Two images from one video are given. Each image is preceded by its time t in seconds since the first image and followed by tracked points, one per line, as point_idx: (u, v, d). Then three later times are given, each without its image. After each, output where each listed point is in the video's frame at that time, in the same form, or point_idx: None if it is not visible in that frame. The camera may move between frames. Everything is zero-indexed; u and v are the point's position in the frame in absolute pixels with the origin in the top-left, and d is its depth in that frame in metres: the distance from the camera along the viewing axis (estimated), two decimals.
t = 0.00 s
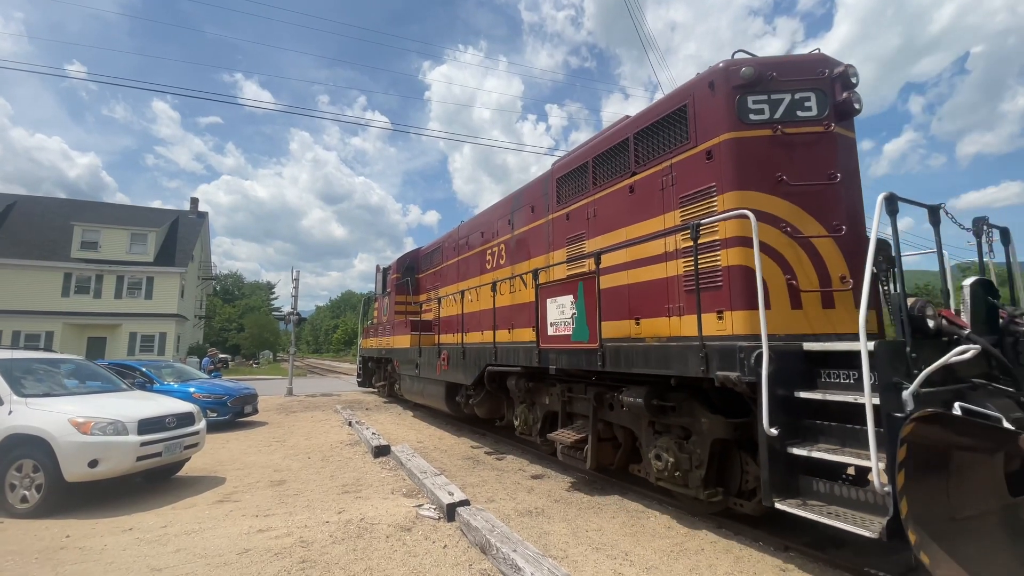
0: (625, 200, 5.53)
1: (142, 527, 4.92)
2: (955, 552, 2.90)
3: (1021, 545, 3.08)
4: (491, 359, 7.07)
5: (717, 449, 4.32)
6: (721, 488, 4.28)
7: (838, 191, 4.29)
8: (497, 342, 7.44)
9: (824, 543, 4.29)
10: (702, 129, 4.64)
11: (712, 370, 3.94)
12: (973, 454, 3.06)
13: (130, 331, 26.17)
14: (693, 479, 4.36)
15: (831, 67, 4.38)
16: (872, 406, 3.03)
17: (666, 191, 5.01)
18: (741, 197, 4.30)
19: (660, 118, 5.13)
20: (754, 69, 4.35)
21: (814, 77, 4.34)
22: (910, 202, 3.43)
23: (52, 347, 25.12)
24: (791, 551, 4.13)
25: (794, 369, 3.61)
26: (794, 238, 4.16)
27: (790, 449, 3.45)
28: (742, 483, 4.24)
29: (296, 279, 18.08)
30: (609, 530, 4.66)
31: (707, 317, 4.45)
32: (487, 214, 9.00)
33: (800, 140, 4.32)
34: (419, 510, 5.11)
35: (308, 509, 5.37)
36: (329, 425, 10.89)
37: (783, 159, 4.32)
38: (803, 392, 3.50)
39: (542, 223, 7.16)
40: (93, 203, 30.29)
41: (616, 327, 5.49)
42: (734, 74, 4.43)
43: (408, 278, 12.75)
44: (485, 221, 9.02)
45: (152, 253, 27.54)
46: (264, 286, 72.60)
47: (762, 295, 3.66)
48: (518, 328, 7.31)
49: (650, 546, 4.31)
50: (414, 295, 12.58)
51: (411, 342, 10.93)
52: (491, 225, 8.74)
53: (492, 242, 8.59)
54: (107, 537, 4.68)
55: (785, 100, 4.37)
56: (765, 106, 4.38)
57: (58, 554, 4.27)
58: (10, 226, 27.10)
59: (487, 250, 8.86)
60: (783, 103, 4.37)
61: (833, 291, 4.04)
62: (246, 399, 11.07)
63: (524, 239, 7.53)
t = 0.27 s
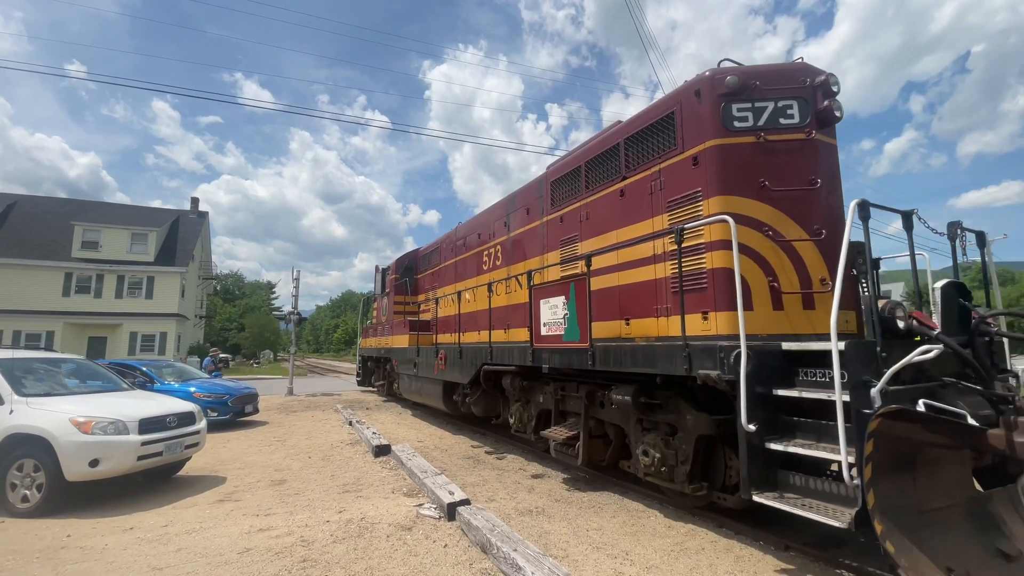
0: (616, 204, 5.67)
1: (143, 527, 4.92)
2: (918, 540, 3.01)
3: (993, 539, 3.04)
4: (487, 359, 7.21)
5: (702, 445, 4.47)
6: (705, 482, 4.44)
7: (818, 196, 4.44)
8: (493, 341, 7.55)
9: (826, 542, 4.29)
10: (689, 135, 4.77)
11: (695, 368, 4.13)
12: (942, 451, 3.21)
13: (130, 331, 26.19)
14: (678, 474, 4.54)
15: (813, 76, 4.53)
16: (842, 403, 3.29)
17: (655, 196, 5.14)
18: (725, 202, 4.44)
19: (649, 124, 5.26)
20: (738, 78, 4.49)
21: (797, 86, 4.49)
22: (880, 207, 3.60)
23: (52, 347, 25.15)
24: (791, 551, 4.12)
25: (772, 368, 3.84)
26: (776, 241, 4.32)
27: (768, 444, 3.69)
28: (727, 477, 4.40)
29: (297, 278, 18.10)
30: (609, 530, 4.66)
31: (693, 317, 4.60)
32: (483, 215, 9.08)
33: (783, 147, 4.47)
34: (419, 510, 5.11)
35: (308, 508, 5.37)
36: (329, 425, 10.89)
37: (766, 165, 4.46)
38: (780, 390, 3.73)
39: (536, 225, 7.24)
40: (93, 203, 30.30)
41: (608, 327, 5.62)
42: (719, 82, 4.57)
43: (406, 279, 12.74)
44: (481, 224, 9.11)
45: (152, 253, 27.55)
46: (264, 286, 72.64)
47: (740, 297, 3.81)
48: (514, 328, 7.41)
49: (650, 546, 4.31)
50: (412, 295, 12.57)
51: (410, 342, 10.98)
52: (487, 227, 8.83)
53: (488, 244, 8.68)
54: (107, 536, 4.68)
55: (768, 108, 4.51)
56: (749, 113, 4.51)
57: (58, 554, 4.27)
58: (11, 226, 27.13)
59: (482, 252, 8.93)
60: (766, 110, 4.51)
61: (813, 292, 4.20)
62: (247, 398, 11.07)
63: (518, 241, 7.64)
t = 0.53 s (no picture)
0: (606, 207, 5.80)
1: (143, 527, 4.92)
2: (885, 530, 3.14)
3: (961, 531, 3.33)
4: (483, 359, 7.43)
5: (686, 441, 4.62)
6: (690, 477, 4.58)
7: (801, 202, 4.55)
8: (488, 341, 7.69)
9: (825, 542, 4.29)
10: (676, 142, 4.93)
11: (678, 368, 4.34)
12: (912, 446, 3.34)
13: (131, 331, 26.20)
14: (664, 469, 4.67)
15: (795, 85, 4.69)
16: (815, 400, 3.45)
17: (643, 200, 5.29)
18: (710, 207, 4.58)
19: (639, 130, 5.42)
20: (723, 86, 4.65)
21: (779, 95, 4.66)
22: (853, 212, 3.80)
23: (53, 347, 25.17)
24: (791, 551, 4.12)
25: (751, 368, 4.02)
26: (758, 245, 4.44)
27: (746, 440, 3.84)
28: (710, 472, 4.53)
29: (297, 278, 18.11)
30: (610, 530, 4.66)
31: (678, 318, 4.73)
32: (478, 218, 9.20)
33: (767, 153, 4.60)
34: (420, 510, 5.10)
35: (309, 508, 5.37)
36: (329, 424, 10.90)
37: (749, 171, 4.60)
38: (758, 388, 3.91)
39: (530, 228, 7.36)
40: (93, 202, 30.30)
41: (599, 328, 5.71)
42: (705, 91, 4.73)
43: (405, 278, 12.73)
44: (476, 226, 9.23)
45: (153, 252, 27.55)
46: (265, 286, 72.66)
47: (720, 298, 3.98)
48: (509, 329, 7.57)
49: (650, 545, 4.31)
50: (410, 295, 12.56)
51: (408, 342, 11.07)
52: (482, 229, 8.93)
53: (483, 246, 8.77)
54: (108, 536, 4.68)
55: (752, 116, 4.67)
56: (733, 121, 4.68)
57: (59, 554, 4.27)
58: (12, 226, 27.15)
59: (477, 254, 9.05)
60: (750, 118, 4.67)
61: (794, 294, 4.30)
62: (247, 398, 11.07)
63: (513, 243, 7.74)
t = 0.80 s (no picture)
0: (597, 211, 6.00)
1: (143, 526, 4.92)
2: (853, 520, 3.37)
3: (928, 523, 3.58)
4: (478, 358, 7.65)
5: (671, 437, 4.79)
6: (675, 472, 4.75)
7: (781, 207, 4.77)
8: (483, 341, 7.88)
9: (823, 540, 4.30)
10: (663, 148, 5.14)
11: (662, 366, 4.54)
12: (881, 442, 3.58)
13: (130, 330, 26.20)
14: (650, 464, 4.85)
15: (777, 94, 4.90)
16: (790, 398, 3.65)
17: (632, 204, 5.49)
18: (694, 212, 4.80)
19: (628, 136, 5.63)
20: (708, 95, 4.85)
21: (761, 104, 4.85)
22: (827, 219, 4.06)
23: (52, 347, 25.17)
24: (792, 550, 4.11)
25: (731, 366, 4.22)
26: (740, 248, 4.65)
27: (725, 435, 4.05)
28: (694, 467, 4.70)
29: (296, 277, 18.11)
30: (610, 530, 4.66)
31: (664, 318, 4.95)
32: (472, 221, 9.35)
33: (749, 160, 4.81)
34: (420, 510, 5.10)
35: (308, 508, 5.37)
36: (329, 424, 10.91)
37: (732, 177, 4.81)
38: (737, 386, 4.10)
39: (524, 231, 7.54)
40: (92, 202, 30.28)
41: (590, 328, 5.91)
42: (690, 100, 4.93)
43: (403, 279, 12.74)
44: (471, 229, 9.39)
45: (153, 252, 27.54)
46: (265, 285, 72.67)
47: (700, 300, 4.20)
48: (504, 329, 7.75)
49: (650, 545, 4.31)
50: (408, 296, 12.55)
51: (406, 341, 11.14)
52: (478, 230, 9.06)
53: (478, 246, 8.92)
54: (108, 536, 4.68)
55: (735, 123, 4.87)
56: (717, 129, 4.88)
57: (59, 553, 4.27)
58: (11, 226, 27.13)
59: (472, 257, 9.20)
60: (733, 126, 4.87)
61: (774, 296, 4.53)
62: (247, 398, 11.06)
63: (507, 244, 7.90)
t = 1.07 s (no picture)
0: (588, 215, 6.16)
1: (143, 527, 4.92)
2: (821, 512, 3.58)
3: (895, 515, 3.80)
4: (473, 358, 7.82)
5: (657, 435, 4.96)
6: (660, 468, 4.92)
7: (762, 212, 4.91)
8: (478, 341, 8.05)
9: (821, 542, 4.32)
10: (649, 154, 5.28)
11: (645, 366, 4.76)
12: (852, 437, 3.81)
13: (130, 330, 26.19)
14: (637, 460, 5.03)
15: (759, 102, 5.03)
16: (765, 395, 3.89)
17: (621, 208, 5.65)
18: (678, 217, 4.94)
19: (617, 142, 5.78)
20: (691, 104, 4.99)
21: (743, 112, 5.00)
22: (803, 225, 4.26)
23: (52, 347, 25.15)
24: (790, 549, 4.12)
25: (710, 365, 4.43)
26: (722, 252, 4.80)
27: (705, 431, 4.26)
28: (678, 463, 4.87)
29: (295, 277, 18.09)
30: (609, 529, 4.66)
31: (650, 319, 5.12)
32: (468, 224, 9.49)
33: (732, 167, 4.95)
34: (419, 510, 5.10)
35: (308, 508, 5.38)
36: (329, 424, 10.92)
37: (715, 183, 4.96)
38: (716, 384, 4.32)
39: (518, 233, 7.69)
40: (91, 202, 30.24)
41: (581, 328, 6.07)
42: (675, 108, 5.07)
43: (400, 280, 12.76)
44: (466, 230, 9.53)
45: (152, 252, 27.52)
46: (264, 285, 72.67)
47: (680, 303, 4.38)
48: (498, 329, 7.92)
49: (650, 545, 4.31)
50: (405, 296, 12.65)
51: (403, 341, 11.19)
52: (473, 232, 9.18)
53: (473, 248, 9.05)
54: (107, 536, 4.68)
55: (718, 131, 5.01)
56: (701, 136, 5.02)
57: (59, 554, 4.27)
58: (10, 226, 27.11)
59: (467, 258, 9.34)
60: (717, 133, 5.01)
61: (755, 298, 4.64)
62: (246, 398, 11.05)
63: (501, 246, 8.03)
